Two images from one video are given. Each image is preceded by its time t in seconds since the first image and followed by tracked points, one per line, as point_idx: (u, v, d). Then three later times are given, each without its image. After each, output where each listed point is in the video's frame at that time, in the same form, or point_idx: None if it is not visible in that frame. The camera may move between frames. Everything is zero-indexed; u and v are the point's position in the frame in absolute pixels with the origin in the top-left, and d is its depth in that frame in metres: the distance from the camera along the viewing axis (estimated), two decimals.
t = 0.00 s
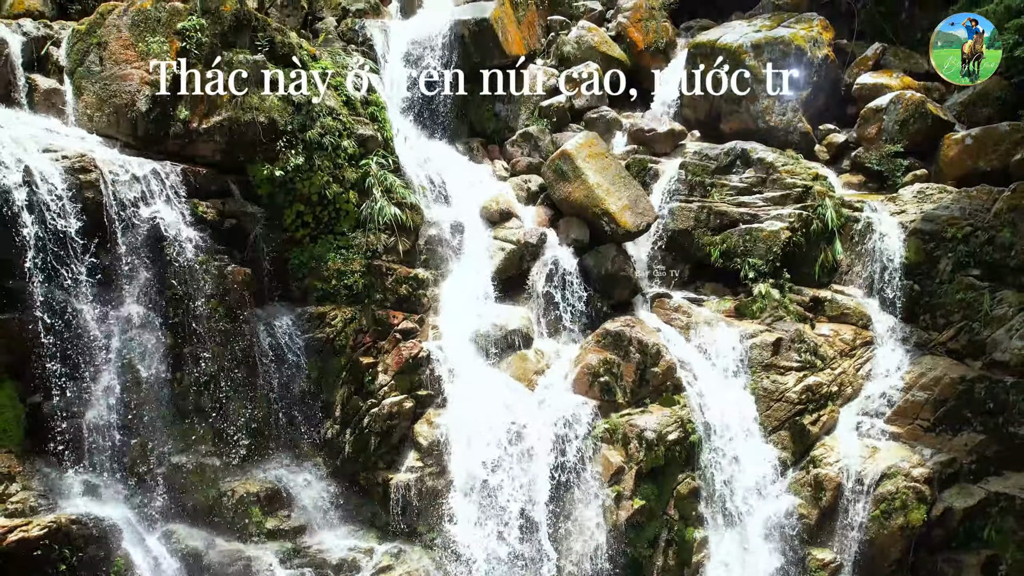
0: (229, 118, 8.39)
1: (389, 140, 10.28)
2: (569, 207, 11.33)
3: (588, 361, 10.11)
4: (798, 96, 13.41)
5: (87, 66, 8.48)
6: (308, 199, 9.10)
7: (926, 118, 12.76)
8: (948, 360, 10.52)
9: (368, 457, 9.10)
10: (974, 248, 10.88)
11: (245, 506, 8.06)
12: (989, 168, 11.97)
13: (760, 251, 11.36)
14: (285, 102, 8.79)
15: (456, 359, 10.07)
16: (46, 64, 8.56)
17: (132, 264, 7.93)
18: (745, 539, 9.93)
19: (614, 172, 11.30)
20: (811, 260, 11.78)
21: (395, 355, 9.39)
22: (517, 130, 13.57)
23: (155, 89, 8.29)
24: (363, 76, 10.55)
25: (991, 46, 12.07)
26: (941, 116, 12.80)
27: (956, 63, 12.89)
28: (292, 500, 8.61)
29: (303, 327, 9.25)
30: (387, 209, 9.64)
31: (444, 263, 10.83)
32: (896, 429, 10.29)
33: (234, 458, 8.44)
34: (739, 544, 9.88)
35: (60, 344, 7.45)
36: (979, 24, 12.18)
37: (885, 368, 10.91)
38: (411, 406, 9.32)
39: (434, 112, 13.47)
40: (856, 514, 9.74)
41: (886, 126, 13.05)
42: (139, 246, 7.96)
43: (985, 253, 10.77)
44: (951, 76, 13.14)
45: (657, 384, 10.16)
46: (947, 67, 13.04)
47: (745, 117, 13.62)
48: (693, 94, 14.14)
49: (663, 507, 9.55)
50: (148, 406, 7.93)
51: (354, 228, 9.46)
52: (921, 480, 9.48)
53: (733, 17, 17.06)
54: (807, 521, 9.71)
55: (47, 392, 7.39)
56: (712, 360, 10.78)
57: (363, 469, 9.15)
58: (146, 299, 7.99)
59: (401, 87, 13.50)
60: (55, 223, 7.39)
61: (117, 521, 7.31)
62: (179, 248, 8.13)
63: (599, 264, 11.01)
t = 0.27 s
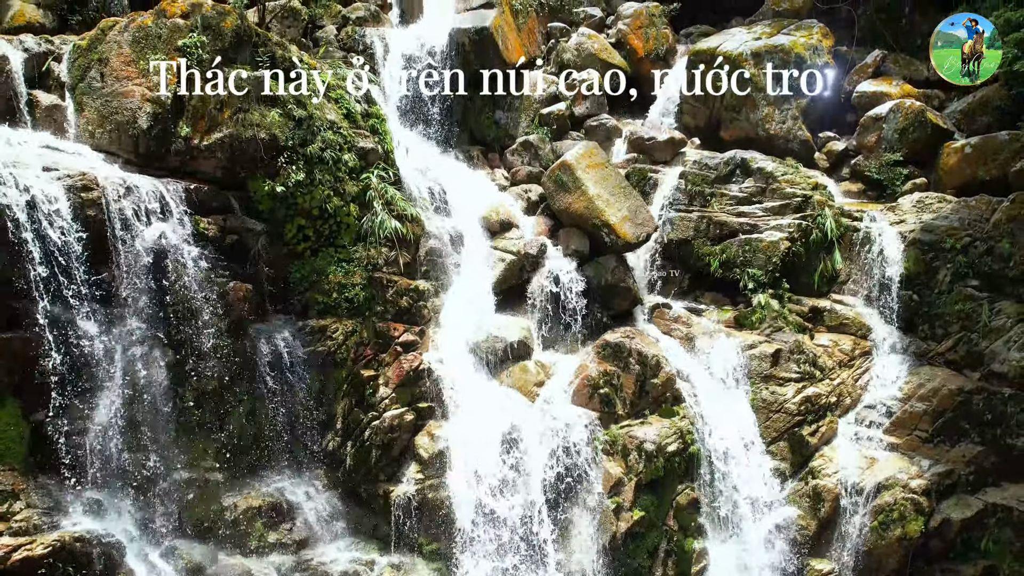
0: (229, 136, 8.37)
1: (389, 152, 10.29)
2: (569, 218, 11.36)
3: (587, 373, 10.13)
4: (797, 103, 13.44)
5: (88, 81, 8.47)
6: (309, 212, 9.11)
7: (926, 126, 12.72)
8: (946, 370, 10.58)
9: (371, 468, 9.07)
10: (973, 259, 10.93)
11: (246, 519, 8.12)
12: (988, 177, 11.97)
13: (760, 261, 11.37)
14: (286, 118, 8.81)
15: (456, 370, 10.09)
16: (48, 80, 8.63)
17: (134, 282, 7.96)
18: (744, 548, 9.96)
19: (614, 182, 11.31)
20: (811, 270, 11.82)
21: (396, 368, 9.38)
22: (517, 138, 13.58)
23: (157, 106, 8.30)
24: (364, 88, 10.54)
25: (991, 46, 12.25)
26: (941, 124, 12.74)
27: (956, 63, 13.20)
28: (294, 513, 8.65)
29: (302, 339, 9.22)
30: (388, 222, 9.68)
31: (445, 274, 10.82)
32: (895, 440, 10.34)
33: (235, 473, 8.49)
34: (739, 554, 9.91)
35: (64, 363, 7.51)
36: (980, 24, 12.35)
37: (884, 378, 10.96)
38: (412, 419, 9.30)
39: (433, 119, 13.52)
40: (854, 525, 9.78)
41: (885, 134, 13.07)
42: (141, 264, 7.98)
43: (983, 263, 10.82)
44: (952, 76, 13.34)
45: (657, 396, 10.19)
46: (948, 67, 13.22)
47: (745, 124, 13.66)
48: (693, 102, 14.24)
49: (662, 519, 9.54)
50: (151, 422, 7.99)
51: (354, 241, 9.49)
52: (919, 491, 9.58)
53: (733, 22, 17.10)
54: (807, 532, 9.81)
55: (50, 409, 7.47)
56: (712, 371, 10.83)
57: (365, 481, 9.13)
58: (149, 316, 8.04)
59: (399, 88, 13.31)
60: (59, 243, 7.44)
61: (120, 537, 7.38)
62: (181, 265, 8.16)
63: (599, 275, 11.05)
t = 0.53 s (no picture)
0: (229, 153, 8.40)
1: (389, 164, 10.30)
2: (569, 228, 11.38)
3: (587, 384, 10.13)
4: (797, 111, 13.49)
5: (89, 98, 8.53)
6: (310, 226, 9.13)
7: (925, 135, 12.82)
8: (944, 381, 10.62)
9: (372, 479, 9.03)
10: (972, 269, 10.95)
11: (248, 534, 8.12)
12: (987, 186, 12.00)
13: (759, 272, 11.42)
14: (287, 134, 8.84)
15: (456, 382, 10.12)
16: (50, 96, 8.77)
17: (136, 298, 7.99)
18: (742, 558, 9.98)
19: (614, 192, 11.36)
20: (811, 280, 11.85)
21: (397, 380, 9.40)
22: (518, 146, 13.62)
23: (158, 123, 8.28)
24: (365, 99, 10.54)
25: (992, 45, 12.05)
26: (940, 133, 12.85)
27: (956, 63, 13.23)
28: (296, 527, 8.70)
29: (303, 353, 9.28)
30: (389, 236, 9.69)
31: (445, 285, 10.92)
32: (893, 450, 10.36)
33: (237, 487, 8.51)
34: (736, 564, 9.93)
35: (67, 379, 7.54)
36: (980, 25, 12.29)
37: (883, 389, 10.96)
38: (413, 432, 9.31)
39: (433, 125, 13.59)
40: (852, 536, 9.82)
41: (885, 143, 13.08)
42: (142, 282, 8.02)
43: (982, 274, 10.85)
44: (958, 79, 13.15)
45: (658, 406, 10.27)
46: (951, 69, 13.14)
47: (744, 133, 13.57)
48: (692, 110, 14.21)
49: (661, 530, 9.58)
50: (154, 438, 8.01)
51: (354, 255, 9.52)
52: (917, 502, 9.56)
53: (732, 28, 17.13)
54: (806, 543, 9.86)
55: (54, 426, 7.52)
56: (711, 382, 10.86)
57: (366, 493, 9.08)
58: (150, 332, 8.04)
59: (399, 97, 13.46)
60: (61, 260, 7.48)
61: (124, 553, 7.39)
62: (183, 281, 8.18)
63: (599, 286, 11.14)
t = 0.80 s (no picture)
0: (231, 169, 8.42)
1: (390, 176, 10.32)
2: (569, 239, 11.42)
3: (587, 396, 10.13)
4: (796, 120, 13.46)
5: (91, 114, 8.58)
6: (311, 240, 9.15)
7: (925, 145, 12.79)
8: (943, 392, 10.67)
9: (376, 490, 9.04)
10: (970, 280, 11.00)
11: (253, 547, 8.17)
12: (986, 195, 12.02)
13: (758, 282, 11.47)
14: (289, 149, 8.84)
15: (457, 394, 10.16)
16: (51, 111, 8.81)
17: (139, 316, 8.03)
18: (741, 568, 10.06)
19: (614, 203, 11.40)
20: (810, 288, 11.86)
21: (398, 393, 9.37)
22: (518, 154, 13.65)
23: (159, 140, 8.31)
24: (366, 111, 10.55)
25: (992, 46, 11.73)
26: (940, 142, 12.84)
27: (956, 63, 12.97)
28: (298, 539, 8.72)
29: (305, 367, 9.29)
30: (389, 249, 9.74)
31: (446, 297, 11.00)
32: (892, 461, 10.42)
33: (239, 501, 8.59)
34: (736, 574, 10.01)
35: (70, 397, 7.59)
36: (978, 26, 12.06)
37: (882, 398, 11.04)
38: (415, 444, 9.33)
39: (434, 133, 13.73)
40: (852, 546, 9.80)
41: (885, 151, 13.11)
42: (145, 299, 8.05)
43: (981, 285, 10.91)
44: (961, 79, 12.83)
45: (658, 417, 10.30)
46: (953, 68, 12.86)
47: (745, 139, 13.66)
48: (692, 117, 14.25)
49: (660, 541, 9.66)
50: (155, 454, 8.10)
51: (356, 269, 9.55)
52: (915, 513, 9.56)
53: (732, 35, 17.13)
54: (804, 554, 9.88)
55: (57, 444, 7.55)
56: (711, 392, 10.91)
57: (367, 505, 9.10)
58: (153, 349, 8.12)
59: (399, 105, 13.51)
60: (63, 278, 7.51)
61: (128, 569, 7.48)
62: (185, 299, 8.24)
63: (599, 296, 11.13)
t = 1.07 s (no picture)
0: (232, 186, 8.47)
1: (391, 188, 10.38)
2: (570, 249, 11.49)
3: (587, 407, 10.22)
4: (796, 128, 13.46)
5: (93, 129, 8.61)
6: (313, 254, 9.19)
7: (924, 153, 12.79)
8: (941, 403, 10.71)
9: (376, 504, 9.14)
10: (969, 290, 11.00)
11: (255, 560, 8.18)
12: (986, 204, 12.02)
13: (758, 293, 11.54)
14: (290, 164, 8.89)
15: (457, 406, 10.14)
16: (53, 127, 8.88)
17: (141, 332, 8.05)
18: None
19: (614, 213, 11.45)
20: (809, 297, 11.93)
21: (400, 406, 9.46)
22: (518, 162, 13.69)
23: (161, 157, 8.32)
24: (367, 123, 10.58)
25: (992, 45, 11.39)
26: (941, 151, 12.80)
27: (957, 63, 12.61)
28: (299, 552, 8.73)
29: (303, 379, 9.32)
30: (390, 262, 9.76)
31: (446, 308, 11.00)
32: (890, 471, 10.51)
33: (240, 514, 8.64)
34: None
35: (72, 412, 7.66)
36: (978, 25, 11.76)
37: (881, 408, 11.09)
38: (416, 456, 9.41)
39: (436, 143, 13.77)
40: (850, 556, 9.90)
41: (884, 159, 13.11)
42: (147, 316, 8.07)
43: (980, 295, 10.91)
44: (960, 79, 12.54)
45: (658, 428, 10.30)
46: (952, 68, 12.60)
47: (745, 147, 13.70)
48: (692, 124, 14.31)
49: (659, 552, 9.68)
50: (158, 469, 8.12)
51: (355, 282, 9.58)
52: (913, 524, 9.62)
53: (732, 41, 17.14)
54: (802, 564, 9.91)
55: (62, 458, 7.64)
56: (710, 402, 10.95)
57: (369, 517, 9.20)
58: (154, 366, 8.13)
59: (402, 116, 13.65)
60: (66, 296, 7.56)
61: None
62: (186, 314, 8.24)
63: (598, 307, 11.20)
